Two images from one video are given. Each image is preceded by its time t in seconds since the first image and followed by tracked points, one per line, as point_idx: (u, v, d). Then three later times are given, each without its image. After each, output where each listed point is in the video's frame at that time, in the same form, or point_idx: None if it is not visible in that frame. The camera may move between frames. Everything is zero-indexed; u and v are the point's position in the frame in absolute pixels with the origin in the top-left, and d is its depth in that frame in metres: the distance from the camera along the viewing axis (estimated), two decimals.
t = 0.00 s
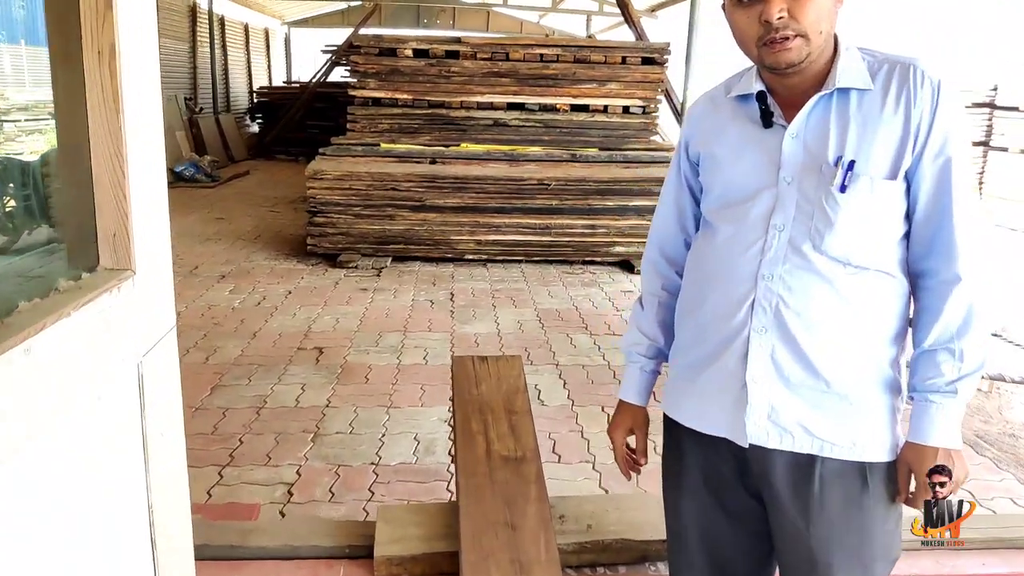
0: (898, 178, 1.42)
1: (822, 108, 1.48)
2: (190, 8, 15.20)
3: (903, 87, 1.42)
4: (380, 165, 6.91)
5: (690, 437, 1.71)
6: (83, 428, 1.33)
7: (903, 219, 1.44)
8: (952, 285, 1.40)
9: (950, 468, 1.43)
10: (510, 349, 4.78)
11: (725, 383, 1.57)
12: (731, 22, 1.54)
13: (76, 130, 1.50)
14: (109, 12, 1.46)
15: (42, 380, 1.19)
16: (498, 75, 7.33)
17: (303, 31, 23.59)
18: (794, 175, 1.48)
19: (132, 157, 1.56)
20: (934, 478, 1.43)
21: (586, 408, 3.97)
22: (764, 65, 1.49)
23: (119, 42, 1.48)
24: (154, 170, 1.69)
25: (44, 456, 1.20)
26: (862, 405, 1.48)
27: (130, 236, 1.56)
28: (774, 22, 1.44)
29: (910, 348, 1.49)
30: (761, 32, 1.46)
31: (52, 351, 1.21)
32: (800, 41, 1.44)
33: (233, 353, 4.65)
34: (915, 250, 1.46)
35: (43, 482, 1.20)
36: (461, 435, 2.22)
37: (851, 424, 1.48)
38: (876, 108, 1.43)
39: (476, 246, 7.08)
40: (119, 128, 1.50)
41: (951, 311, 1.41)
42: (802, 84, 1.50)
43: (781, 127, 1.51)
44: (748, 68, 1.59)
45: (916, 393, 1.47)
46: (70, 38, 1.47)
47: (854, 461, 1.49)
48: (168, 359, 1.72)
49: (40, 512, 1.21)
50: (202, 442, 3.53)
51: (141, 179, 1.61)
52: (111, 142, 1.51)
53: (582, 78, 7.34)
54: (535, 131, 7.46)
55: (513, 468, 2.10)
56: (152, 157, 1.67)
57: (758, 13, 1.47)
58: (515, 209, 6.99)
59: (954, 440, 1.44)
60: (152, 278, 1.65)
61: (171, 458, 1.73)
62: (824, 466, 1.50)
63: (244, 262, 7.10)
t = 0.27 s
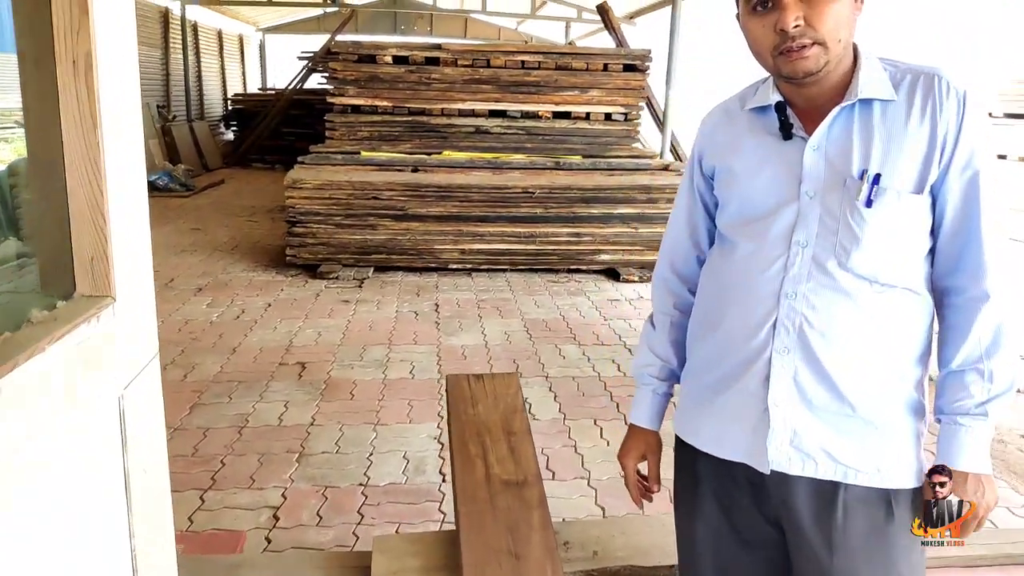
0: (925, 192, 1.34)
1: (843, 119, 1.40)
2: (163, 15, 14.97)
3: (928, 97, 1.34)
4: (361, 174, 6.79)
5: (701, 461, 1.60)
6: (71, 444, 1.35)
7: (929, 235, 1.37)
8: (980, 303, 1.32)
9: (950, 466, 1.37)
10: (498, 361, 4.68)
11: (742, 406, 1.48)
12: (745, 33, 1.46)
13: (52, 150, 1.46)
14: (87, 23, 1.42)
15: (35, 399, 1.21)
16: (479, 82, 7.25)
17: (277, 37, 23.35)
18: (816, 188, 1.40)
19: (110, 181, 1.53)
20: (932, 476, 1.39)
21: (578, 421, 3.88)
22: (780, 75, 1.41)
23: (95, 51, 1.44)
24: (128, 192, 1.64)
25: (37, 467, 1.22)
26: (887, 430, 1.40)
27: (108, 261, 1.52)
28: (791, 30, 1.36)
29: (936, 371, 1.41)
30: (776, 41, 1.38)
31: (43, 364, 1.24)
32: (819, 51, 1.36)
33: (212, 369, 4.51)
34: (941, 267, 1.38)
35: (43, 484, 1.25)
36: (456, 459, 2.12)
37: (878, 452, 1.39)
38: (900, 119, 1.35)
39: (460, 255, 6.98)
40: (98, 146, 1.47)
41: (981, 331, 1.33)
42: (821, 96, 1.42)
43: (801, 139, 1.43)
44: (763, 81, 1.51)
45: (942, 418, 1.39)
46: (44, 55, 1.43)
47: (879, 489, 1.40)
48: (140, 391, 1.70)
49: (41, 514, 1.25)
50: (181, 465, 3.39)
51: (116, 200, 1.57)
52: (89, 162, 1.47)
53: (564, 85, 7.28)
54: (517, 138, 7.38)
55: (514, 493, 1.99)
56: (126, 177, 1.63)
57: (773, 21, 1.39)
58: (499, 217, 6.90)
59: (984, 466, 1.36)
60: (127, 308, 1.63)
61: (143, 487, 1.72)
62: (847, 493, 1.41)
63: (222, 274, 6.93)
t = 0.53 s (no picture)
0: (932, 196, 1.32)
1: (848, 122, 1.37)
2: (128, 14, 14.68)
3: (934, 99, 1.32)
4: (335, 177, 6.68)
5: (704, 470, 1.59)
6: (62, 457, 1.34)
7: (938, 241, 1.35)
8: (989, 308, 1.31)
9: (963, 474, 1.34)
10: (479, 366, 4.62)
11: (748, 417, 1.47)
12: (746, 33, 1.45)
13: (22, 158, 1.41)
14: (59, 22, 1.36)
15: (29, 408, 1.21)
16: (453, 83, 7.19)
17: (245, 37, 23.06)
18: (821, 194, 1.38)
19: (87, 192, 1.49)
20: (933, 477, 1.38)
21: (561, 426, 3.84)
22: (781, 76, 1.39)
23: (70, 54, 1.39)
24: (105, 198, 1.60)
25: (32, 475, 1.22)
26: (895, 439, 1.38)
27: (83, 274, 1.47)
28: (792, 32, 1.35)
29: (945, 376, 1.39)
30: (777, 43, 1.37)
31: (36, 374, 1.24)
32: (822, 52, 1.35)
33: (185, 378, 4.39)
34: (948, 272, 1.37)
35: None
36: (444, 470, 2.06)
37: (885, 460, 1.38)
38: (905, 122, 1.33)
39: (436, 259, 6.91)
40: (72, 153, 1.41)
41: (990, 336, 1.32)
42: (824, 97, 1.41)
43: (805, 143, 1.41)
44: (765, 83, 1.49)
45: (950, 426, 1.37)
46: (14, 58, 1.39)
47: (886, 499, 1.39)
48: (122, 407, 1.67)
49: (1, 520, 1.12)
50: (155, 478, 3.29)
51: (92, 209, 1.52)
52: (59, 170, 1.41)
53: (539, 86, 7.25)
54: (493, 140, 7.33)
55: (506, 508, 1.93)
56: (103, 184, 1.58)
57: (774, 22, 1.38)
58: (475, 220, 6.85)
59: (995, 476, 1.34)
60: (108, 324, 1.60)
61: (124, 512, 1.68)
62: (853, 504, 1.40)
63: (193, 279, 6.79)
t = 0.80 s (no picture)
0: (939, 191, 1.31)
1: (854, 116, 1.37)
2: (113, 6, 14.53)
3: (942, 92, 1.31)
4: (324, 171, 6.63)
5: (706, 469, 1.60)
6: (54, 456, 1.32)
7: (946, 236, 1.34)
8: (998, 305, 1.30)
9: (971, 473, 1.32)
10: (470, 362, 4.60)
11: (750, 413, 1.47)
12: (750, 24, 1.44)
13: (10, 147, 1.38)
14: (47, 6, 1.32)
15: (22, 407, 1.19)
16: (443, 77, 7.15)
17: (232, 31, 22.87)
18: (826, 189, 1.38)
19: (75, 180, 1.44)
20: (933, 477, 1.38)
21: (553, 422, 3.83)
22: (787, 69, 1.39)
23: (59, 40, 1.35)
24: (95, 187, 1.56)
25: (22, 470, 1.19)
26: (901, 436, 1.38)
27: (73, 267, 1.44)
28: (797, 25, 1.34)
29: (951, 375, 1.38)
30: (783, 36, 1.36)
31: (29, 371, 1.22)
32: (828, 45, 1.34)
33: (173, 374, 4.35)
34: (956, 267, 1.36)
35: None
36: (439, 468, 2.04)
37: (888, 458, 1.38)
38: (913, 116, 1.32)
39: (426, 254, 6.88)
40: (64, 143, 1.38)
41: (997, 333, 1.31)
42: (832, 90, 1.40)
43: (810, 137, 1.41)
44: (772, 74, 1.49)
45: (956, 424, 1.37)
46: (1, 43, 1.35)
47: (889, 498, 1.39)
48: (113, 402, 1.64)
49: None
50: (142, 475, 3.25)
51: (82, 200, 1.49)
52: (50, 160, 1.38)
53: (529, 82, 7.23)
54: (483, 135, 7.31)
55: (502, 505, 1.92)
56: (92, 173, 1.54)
57: (779, 15, 1.37)
58: (466, 216, 6.82)
59: (1002, 476, 1.32)
60: (99, 317, 1.56)
61: (114, 510, 1.64)
62: (855, 503, 1.40)
63: (180, 274, 6.72)
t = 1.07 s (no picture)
0: (932, 187, 1.31)
1: (847, 114, 1.37)
2: (102, 6, 14.46)
3: (935, 89, 1.31)
4: (315, 171, 6.61)
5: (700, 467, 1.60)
6: (44, 458, 1.31)
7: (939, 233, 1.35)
8: (991, 302, 1.30)
9: (964, 469, 1.33)
10: (463, 362, 4.59)
11: (744, 410, 1.47)
12: (743, 21, 1.44)
13: None
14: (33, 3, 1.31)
15: (10, 410, 1.17)
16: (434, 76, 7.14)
17: (222, 31, 22.78)
18: (819, 187, 1.38)
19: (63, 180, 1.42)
20: (932, 477, 1.38)
21: (547, 421, 3.82)
22: (781, 67, 1.39)
23: (45, 37, 1.34)
24: (84, 187, 1.54)
25: (12, 474, 1.18)
26: (894, 433, 1.38)
27: (60, 267, 1.42)
28: (791, 23, 1.33)
29: (945, 372, 1.39)
30: (776, 35, 1.36)
31: (18, 374, 1.20)
32: (821, 42, 1.34)
33: (165, 375, 4.32)
34: (951, 263, 1.36)
35: None
36: (433, 467, 2.04)
37: (882, 456, 1.38)
38: (905, 113, 1.32)
39: (419, 254, 6.87)
40: (52, 141, 1.37)
41: (990, 330, 1.31)
42: (825, 87, 1.40)
43: (803, 134, 1.41)
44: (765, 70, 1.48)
45: (949, 421, 1.37)
46: None
47: (883, 495, 1.39)
48: (103, 402, 1.63)
49: None
50: (134, 477, 3.23)
51: (71, 201, 1.47)
52: (39, 161, 1.36)
53: (521, 80, 7.22)
54: (474, 134, 7.30)
55: (496, 504, 1.91)
56: (78, 169, 1.52)
57: (772, 13, 1.36)
58: (458, 214, 6.80)
59: (992, 472, 1.33)
60: (87, 317, 1.55)
61: (104, 512, 1.62)
62: (849, 500, 1.40)
63: (171, 275, 6.69)
